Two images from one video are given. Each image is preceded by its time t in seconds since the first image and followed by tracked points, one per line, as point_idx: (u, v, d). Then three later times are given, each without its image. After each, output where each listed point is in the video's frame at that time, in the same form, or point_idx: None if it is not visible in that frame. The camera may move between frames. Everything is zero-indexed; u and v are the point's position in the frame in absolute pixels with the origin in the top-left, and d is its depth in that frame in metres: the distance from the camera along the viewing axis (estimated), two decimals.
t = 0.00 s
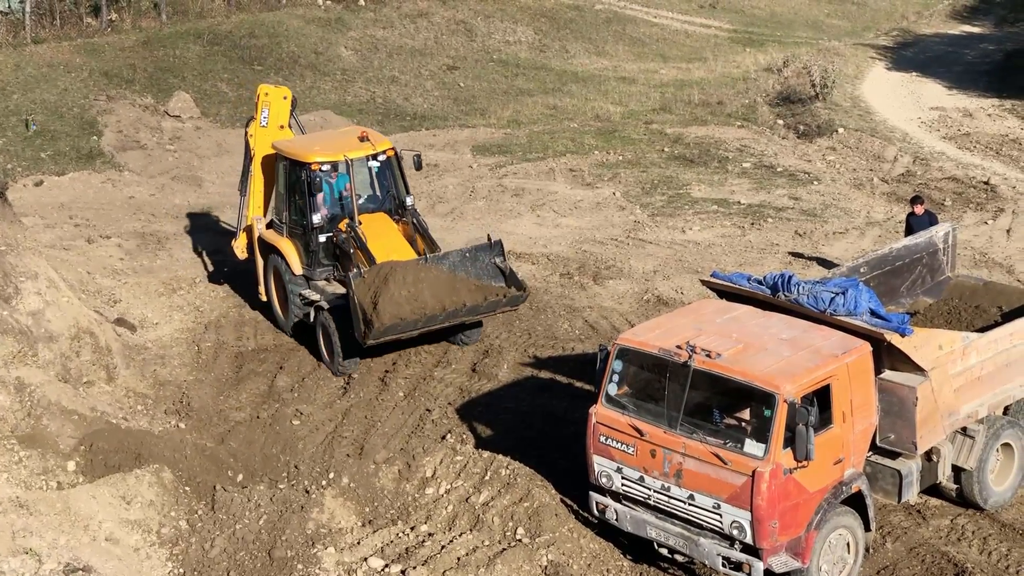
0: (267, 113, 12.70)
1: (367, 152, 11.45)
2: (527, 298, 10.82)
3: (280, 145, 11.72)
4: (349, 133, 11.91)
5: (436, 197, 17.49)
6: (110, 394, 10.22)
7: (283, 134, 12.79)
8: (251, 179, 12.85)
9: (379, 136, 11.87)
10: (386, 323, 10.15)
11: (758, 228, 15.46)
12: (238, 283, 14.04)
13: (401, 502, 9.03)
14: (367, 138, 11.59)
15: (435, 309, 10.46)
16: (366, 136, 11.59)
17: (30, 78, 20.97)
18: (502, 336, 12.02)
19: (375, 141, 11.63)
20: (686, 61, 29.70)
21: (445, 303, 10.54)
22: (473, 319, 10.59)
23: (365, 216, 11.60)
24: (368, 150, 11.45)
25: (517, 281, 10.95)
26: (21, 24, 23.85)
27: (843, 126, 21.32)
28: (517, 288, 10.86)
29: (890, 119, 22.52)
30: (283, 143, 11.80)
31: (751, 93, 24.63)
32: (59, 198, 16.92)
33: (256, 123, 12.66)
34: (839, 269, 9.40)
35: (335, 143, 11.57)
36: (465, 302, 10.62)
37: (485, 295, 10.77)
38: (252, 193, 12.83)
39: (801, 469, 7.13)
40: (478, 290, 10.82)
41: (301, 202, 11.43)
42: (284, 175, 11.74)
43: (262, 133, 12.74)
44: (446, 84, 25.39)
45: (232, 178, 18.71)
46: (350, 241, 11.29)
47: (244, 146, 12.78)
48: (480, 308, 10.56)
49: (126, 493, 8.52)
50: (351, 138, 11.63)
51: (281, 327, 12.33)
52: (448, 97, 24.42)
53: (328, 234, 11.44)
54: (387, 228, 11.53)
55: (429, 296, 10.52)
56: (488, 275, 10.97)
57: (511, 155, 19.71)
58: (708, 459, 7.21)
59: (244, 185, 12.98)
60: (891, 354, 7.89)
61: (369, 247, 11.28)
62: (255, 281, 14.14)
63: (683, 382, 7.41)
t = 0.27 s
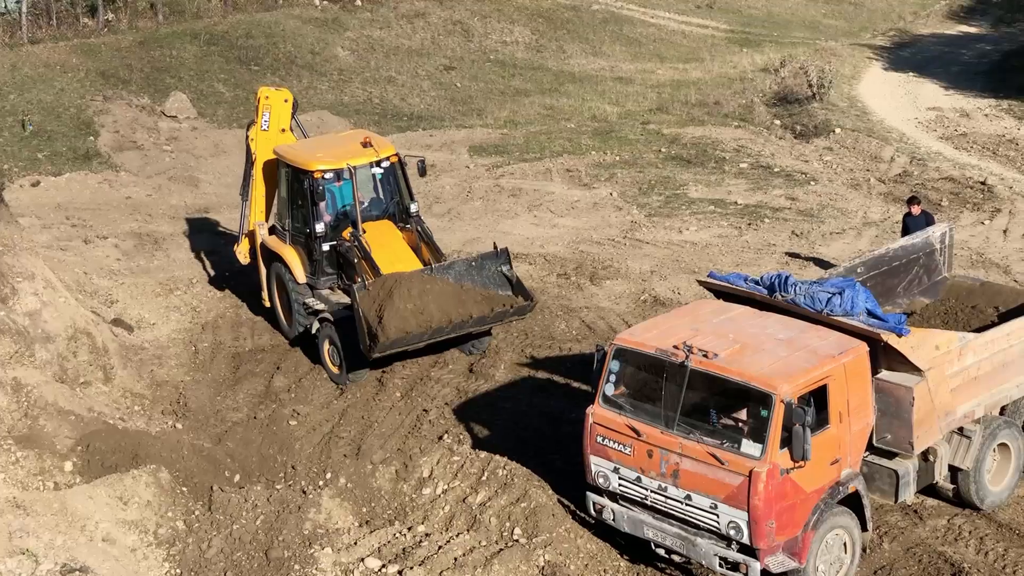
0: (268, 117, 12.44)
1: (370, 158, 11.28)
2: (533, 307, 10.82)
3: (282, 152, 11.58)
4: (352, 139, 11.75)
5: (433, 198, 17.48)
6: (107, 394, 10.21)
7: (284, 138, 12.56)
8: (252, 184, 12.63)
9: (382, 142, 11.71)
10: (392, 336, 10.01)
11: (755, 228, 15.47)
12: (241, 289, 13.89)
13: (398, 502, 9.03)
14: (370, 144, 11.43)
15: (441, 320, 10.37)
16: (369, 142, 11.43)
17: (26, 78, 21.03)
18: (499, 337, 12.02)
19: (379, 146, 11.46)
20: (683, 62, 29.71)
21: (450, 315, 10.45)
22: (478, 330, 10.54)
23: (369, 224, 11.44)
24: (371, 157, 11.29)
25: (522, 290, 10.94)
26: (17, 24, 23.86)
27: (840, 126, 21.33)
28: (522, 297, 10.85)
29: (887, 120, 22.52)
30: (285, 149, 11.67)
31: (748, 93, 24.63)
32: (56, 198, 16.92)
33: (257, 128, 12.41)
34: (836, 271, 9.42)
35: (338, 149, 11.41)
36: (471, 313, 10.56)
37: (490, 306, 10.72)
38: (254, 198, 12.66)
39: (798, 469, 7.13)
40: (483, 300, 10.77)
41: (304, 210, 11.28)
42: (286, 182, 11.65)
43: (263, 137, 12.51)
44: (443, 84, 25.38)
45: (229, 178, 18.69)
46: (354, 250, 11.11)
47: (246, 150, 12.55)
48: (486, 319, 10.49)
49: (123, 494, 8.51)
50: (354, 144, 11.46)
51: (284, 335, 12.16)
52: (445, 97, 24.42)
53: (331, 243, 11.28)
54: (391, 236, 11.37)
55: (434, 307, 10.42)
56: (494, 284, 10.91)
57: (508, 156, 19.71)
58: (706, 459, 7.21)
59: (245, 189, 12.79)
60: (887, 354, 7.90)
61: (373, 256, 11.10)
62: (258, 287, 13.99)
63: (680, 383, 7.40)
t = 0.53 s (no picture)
0: (273, 118, 12.43)
1: (378, 161, 11.12)
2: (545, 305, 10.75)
3: (289, 154, 11.43)
4: (359, 141, 11.60)
5: (429, 197, 17.48)
6: (103, 394, 10.20)
7: (289, 139, 12.53)
8: (256, 186, 12.57)
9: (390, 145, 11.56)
10: (403, 334, 9.88)
11: (752, 227, 15.47)
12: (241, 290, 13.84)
13: (395, 502, 9.02)
14: (378, 147, 11.28)
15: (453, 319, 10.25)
16: (377, 145, 11.28)
17: (22, 77, 21.02)
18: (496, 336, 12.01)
19: (386, 149, 11.33)
20: (680, 61, 29.71)
21: (462, 313, 10.33)
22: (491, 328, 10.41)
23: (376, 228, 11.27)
24: (379, 160, 11.13)
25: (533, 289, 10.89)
26: (14, 23, 23.86)
27: (837, 125, 21.33)
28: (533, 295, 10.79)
29: (884, 119, 22.53)
30: (291, 151, 11.52)
31: (744, 93, 24.64)
32: (52, 197, 16.91)
33: (262, 128, 12.38)
34: (833, 270, 9.45)
35: (345, 152, 11.26)
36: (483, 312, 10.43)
37: (502, 304, 10.61)
38: (258, 199, 12.57)
39: (795, 468, 7.13)
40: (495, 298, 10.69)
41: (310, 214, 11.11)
42: (292, 185, 11.50)
43: (268, 137, 12.47)
44: (439, 83, 25.38)
45: (225, 177, 18.68)
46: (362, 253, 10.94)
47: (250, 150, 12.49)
48: (499, 317, 10.37)
49: (119, 493, 8.50)
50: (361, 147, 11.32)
51: (289, 340, 11.97)
52: (441, 97, 24.41)
53: (338, 247, 11.10)
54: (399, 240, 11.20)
55: (446, 306, 10.30)
56: (505, 282, 10.87)
57: (505, 155, 19.71)
58: (702, 459, 7.21)
59: (249, 191, 12.71)
60: (884, 353, 7.90)
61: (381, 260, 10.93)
62: (258, 288, 13.93)
63: (677, 382, 7.40)
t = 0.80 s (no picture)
0: (284, 119, 12.13)
1: (393, 163, 10.87)
2: (567, 294, 10.50)
3: (302, 155, 11.19)
4: (372, 144, 11.35)
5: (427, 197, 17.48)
6: (100, 394, 10.20)
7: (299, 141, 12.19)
8: (266, 187, 12.36)
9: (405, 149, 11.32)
10: (423, 319, 9.67)
11: (749, 228, 15.48)
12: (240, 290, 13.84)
13: (392, 502, 9.02)
14: (392, 149, 11.04)
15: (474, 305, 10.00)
16: (391, 148, 11.04)
17: (20, 77, 21.03)
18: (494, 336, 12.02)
19: (401, 153, 11.07)
20: (677, 61, 29.72)
21: (484, 299, 10.07)
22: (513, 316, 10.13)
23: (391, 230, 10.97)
24: (394, 161, 10.88)
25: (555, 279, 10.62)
26: (11, 23, 23.87)
27: (834, 125, 21.34)
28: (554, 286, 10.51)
29: (881, 119, 22.55)
30: (303, 152, 11.28)
31: (742, 93, 24.64)
32: (50, 197, 16.91)
33: (271, 129, 12.10)
34: (830, 269, 9.45)
35: (359, 154, 11.01)
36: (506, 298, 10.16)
37: (524, 292, 10.32)
38: (266, 201, 12.41)
39: (792, 468, 7.14)
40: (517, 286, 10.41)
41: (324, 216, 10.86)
42: (303, 187, 11.26)
43: (278, 139, 12.17)
44: (437, 84, 25.38)
45: (223, 177, 18.68)
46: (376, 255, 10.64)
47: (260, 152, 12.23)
48: (521, 305, 10.11)
49: (117, 493, 8.50)
50: (375, 149, 11.06)
51: (298, 344, 11.74)
52: (439, 97, 24.42)
53: (351, 248, 10.81)
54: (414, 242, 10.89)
55: (468, 291, 10.05)
56: (526, 272, 10.61)
57: (502, 155, 19.71)
58: (700, 459, 7.21)
59: (258, 193, 12.54)
60: (881, 353, 7.90)
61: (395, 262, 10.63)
62: (257, 288, 13.93)
63: (674, 382, 7.41)
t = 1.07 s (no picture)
0: (288, 126, 11.90)
1: (407, 168, 10.70)
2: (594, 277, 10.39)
3: (312, 161, 10.93)
4: (383, 149, 11.16)
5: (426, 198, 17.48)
6: (99, 394, 10.21)
7: (305, 148, 11.97)
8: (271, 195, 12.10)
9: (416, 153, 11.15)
10: (455, 302, 9.51)
11: (748, 228, 15.48)
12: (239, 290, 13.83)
13: (391, 502, 9.02)
14: (405, 153, 10.86)
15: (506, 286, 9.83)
16: (404, 152, 10.87)
17: (19, 78, 21.05)
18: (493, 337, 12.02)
19: (413, 156, 10.88)
20: (677, 62, 29.73)
21: (515, 281, 9.90)
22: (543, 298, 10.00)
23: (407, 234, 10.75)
24: (408, 166, 10.71)
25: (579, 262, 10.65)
26: (10, 24, 23.88)
27: (834, 126, 21.34)
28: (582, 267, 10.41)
29: (880, 120, 22.55)
30: (313, 157, 11.04)
31: (741, 94, 24.65)
32: (49, 198, 16.92)
33: (276, 137, 11.84)
34: (828, 271, 9.45)
35: (371, 159, 10.83)
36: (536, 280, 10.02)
37: (552, 274, 10.20)
38: (272, 209, 12.15)
39: (791, 469, 7.13)
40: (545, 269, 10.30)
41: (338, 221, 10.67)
42: (314, 193, 11.02)
43: (283, 147, 11.93)
44: (436, 84, 25.39)
45: (222, 178, 18.68)
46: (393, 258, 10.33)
47: (265, 161, 11.95)
48: (550, 287, 9.97)
49: (116, 493, 8.49)
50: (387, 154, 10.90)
51: (311, 353, 11.50)
52: (438, 98, 24.43)
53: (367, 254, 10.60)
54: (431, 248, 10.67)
55: (498, 273, 9.87)
56: (550, 257, 10.65)
57: (502, 156, 19.72)
58: (699, 459, 7.21)
59: (261, 200, 12.24)
60: (880, 354, 7.90)
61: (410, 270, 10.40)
62: (256, 288, 13.93)
63: (673, 382, 7.40)
